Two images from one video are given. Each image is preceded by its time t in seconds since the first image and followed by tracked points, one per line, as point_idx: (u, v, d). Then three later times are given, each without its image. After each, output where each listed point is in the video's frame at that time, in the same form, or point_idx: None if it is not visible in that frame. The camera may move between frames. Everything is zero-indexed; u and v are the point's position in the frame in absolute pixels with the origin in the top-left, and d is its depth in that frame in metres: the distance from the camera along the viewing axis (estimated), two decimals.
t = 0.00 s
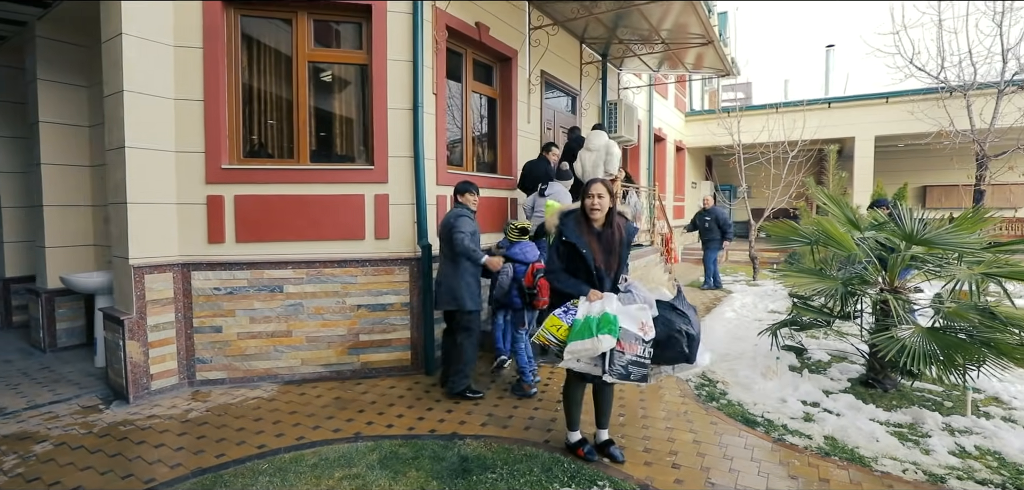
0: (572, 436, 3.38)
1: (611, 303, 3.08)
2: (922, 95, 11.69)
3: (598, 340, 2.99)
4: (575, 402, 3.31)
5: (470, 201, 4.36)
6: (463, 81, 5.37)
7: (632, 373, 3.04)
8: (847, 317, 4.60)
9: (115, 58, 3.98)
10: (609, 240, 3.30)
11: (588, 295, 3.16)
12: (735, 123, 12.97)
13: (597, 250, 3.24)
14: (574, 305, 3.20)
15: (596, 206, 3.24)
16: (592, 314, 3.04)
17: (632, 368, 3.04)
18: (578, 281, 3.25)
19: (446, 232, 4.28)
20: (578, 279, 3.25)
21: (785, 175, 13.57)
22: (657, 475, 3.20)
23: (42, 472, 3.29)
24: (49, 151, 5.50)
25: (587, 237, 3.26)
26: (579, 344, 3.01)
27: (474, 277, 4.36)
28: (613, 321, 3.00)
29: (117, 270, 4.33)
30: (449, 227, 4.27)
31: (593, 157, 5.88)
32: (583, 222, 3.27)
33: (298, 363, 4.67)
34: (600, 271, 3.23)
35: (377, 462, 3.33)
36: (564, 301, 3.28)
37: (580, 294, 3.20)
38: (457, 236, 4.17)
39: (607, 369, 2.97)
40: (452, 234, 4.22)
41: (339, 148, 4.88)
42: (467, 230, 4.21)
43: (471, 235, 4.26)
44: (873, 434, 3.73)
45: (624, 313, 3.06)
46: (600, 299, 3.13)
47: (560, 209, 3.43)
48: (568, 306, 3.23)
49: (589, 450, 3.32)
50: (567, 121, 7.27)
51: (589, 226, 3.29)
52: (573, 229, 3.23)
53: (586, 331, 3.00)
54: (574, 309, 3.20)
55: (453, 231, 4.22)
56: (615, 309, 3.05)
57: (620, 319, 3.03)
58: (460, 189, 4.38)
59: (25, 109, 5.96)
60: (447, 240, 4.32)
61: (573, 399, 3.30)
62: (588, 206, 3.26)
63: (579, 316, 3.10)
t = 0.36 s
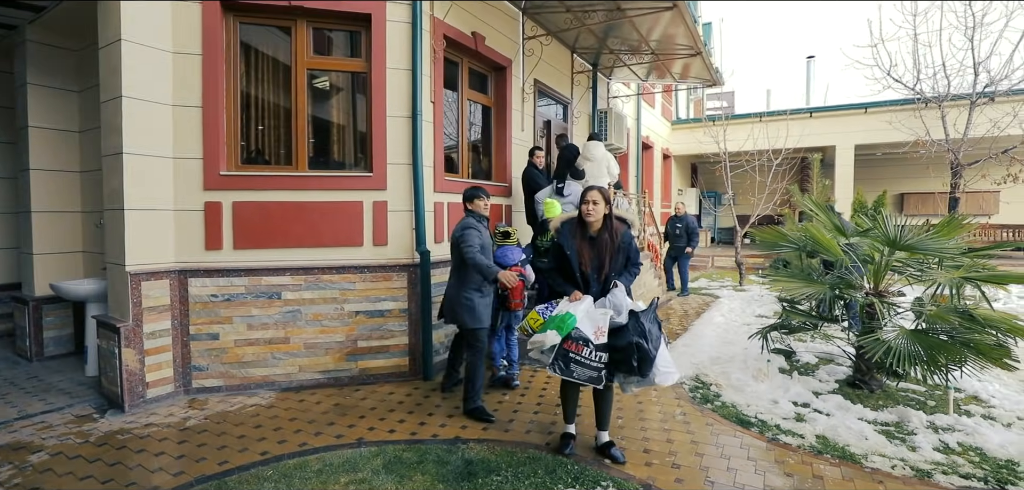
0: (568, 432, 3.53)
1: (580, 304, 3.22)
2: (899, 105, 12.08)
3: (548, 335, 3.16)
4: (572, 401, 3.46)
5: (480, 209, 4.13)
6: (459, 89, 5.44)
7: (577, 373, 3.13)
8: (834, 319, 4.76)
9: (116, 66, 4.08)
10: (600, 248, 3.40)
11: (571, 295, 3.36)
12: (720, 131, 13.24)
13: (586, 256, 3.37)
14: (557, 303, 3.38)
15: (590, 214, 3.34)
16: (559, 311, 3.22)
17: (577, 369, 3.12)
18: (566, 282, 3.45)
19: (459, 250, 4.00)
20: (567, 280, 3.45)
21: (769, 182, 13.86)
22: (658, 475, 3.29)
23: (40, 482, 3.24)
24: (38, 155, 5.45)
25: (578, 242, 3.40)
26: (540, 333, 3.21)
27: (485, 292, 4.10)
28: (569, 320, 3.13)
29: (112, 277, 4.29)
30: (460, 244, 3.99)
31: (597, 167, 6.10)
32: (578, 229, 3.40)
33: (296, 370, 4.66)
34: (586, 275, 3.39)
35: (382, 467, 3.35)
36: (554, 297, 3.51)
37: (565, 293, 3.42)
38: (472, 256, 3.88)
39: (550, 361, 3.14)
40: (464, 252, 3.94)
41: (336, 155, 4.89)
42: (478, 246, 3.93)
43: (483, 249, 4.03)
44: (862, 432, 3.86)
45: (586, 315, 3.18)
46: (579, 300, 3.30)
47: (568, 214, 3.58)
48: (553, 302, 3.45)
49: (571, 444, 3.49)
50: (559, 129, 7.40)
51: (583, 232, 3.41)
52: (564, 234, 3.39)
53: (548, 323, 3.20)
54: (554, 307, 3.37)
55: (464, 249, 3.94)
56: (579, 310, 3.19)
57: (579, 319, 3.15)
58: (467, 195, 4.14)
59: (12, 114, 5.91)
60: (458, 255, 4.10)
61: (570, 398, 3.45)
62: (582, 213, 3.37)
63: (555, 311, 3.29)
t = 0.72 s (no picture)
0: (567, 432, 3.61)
1: (561, 307, 3.26)
2: (876, 116, 12.50)
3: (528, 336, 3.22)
4: (572, 402, 3.54)
5: (498, 221, 3.82)
6: (454, 98, 5.55)
7: (550, 374, 3.18)
8: (819, 322, 4.95)
9: (116, 72, 4.10)
10: (588, 254, 3.36)
11: (558, 299, 3.38)
12: (705, 140, 13.53)
13: (574, 262, 3.35)
14: (547, 305, 3.41)
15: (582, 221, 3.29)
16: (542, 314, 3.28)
17: (550, 369, 3.17)
18: (555, 285, 3.45)
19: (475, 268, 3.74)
20: (556, 283, 3.46)
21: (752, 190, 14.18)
22: (657, 474, 3.38)
23: None
24: (29, 160, 5.39)
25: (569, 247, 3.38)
26: (524, 332, 3.28)
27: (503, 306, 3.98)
28: (547, 323, 3.18)
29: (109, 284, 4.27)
30: (474, 261, 3.73)
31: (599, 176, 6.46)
32: (569, 235, 3.37)
33: (293, 377, 4.67)
34: (572, 279, 3.38)
35: (386, 470, 3.38)
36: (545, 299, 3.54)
37: (554, 296, 3.43)
38: (493, 274, 3.63)
39: (527, 360, 3.22)
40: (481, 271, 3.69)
41: (334, 162, 4.94)
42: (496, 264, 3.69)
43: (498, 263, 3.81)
44: (848, 430, 4.01)
45: (566, 319, 3.22)
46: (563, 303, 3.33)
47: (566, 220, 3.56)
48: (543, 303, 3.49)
49: (569, 445, 3.58)
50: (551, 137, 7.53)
51: (573, 238, 3.38)
52: (556, 239, 3.39)
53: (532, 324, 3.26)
54: (545, 308, 3.41)
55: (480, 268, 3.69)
56: (559, 313, 3.23)
57: (557, 323, 3.20)
58: (484, 204, 3.85)
59: None
60: (473, 268, 3.88)
61: (570, 400, 3.53)
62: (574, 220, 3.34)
63: (543, 313, 3.33)
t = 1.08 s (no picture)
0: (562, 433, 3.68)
1: (562, 311, 3.35)
2: (852, 126, 12.91)
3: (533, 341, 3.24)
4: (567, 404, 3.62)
5: (515, 232, 3.58)
6: (446, 107, 5.65)
7: (558, 375, 3.24)
8: (801, 325, 5.12)
9: (110, 78, 4.10)
10: (584, 258, 3.47)
11: (555, 303, 3.46)
12: (688, 148, 13.80)
13: (570, 267, 3.44)
14: (542, 310, 3.46)
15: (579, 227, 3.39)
16: (543, 318, 3.33)
17: (558, 371, 3.23)
18: (550, 290, 3.52)
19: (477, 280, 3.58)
20: (551, 287, 3.53)
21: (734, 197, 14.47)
22: (651, 473, 3.47)
23: None
24: (14, 166, 5.31)
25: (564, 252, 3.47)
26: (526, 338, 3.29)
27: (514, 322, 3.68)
28: (552, 327, 3.24)
29: (100, 291, 4.24)
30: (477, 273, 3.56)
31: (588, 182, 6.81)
32: (565, 241, 3.46)
33: (286, 384, 4.67)
34: (569, 283, 3.46)
35: (385, 474, 3.42)
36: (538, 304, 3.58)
37: (550, 300, 3.50)
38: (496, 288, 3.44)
39: (534, 365, 3.25)
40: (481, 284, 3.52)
41: (327, 170, 4.98)
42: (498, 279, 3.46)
43: (505, 276, 3.57)
44: (831, 428, 4.16)
45: (568, 322, 3.31)
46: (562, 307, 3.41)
47: (558, 227, 3.67)
48: (538, 308, 3.53)
49: (565, 447, 3.65)
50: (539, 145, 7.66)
51: (569, 244, 3.47)
52: (552, 245, 3.48)
53: (533, 329, 3.29)
54: (540, 313, 3.46)
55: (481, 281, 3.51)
56: (561, 316, 3.31)
57: (560, 326, 3.27)
58: (501, 214, 3.56)
59: None
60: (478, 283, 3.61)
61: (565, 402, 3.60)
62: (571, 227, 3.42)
63: (539, 318, 3.38)
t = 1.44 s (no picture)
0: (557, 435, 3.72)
1: (571, 316, 3.41)
2: (835, 134, 13.20)
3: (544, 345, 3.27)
4: (563, 407, 3.67)
5: (527, 240, 3.53)
6: (439, 114, 5.71)
7: (572, 379, 3.31)
8: (789, 328, 5.24)
9: (103, 84, 4.10)
10: (587, 263, 3.55)
11: (560, 308, 3.53)
12: (676, 156, 13.99)
13: (575, 272, 3.51)
14: (547, 316, 3.52)
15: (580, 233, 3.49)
16: (553, 323, 3.38)
17: (572, 375, 3.30)
18: (556, 295, 3.61)
19: (486, 289, 3.53)
20: (556, 293, 3.62)
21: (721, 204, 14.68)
22: (645, 474, 3.53)
23: None
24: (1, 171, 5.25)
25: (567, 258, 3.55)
26: (537, 343, 3.30)
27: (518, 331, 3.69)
28: (564, 332, 3.29)
29: (91, 298, 4.20)
30: (487, 282, 3.49)
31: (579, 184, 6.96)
32: (567, 247, 3.55)
33: (280, 390, 4.66)
34: (574, 288, 3.54)
35: (383, 479, 3.43)
36: (545, 310, 3.67)
37: (557, 306, 3.59)
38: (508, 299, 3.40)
39: (549, 370, 3.29)
40: (492, 294, 3.46)
41: (322, 176, 5.01)
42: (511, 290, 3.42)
43: (516, 286, 3.53)
44: (819, 429, 4.26)
45: (579, 326, 3.38)
46: (569, 312, 3.48)
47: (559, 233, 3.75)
48: (545, 314, 3.60)
49: (561, 450, 3.69)
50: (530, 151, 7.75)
51: (572, 249, 3.55)
52: (555, 252, 3.56)
53: (541, 335, 3.32)
54: (546, 319, 3.50)
55: (493, 290, 3.45)
56: (571, 321, 3.38)
57: (572, 330, 3.34)
58: (512, 223, 3.51)
59: None
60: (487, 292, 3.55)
61: (561, 404, 3.65)
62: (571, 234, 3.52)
63: (547, 323, 3.42)
